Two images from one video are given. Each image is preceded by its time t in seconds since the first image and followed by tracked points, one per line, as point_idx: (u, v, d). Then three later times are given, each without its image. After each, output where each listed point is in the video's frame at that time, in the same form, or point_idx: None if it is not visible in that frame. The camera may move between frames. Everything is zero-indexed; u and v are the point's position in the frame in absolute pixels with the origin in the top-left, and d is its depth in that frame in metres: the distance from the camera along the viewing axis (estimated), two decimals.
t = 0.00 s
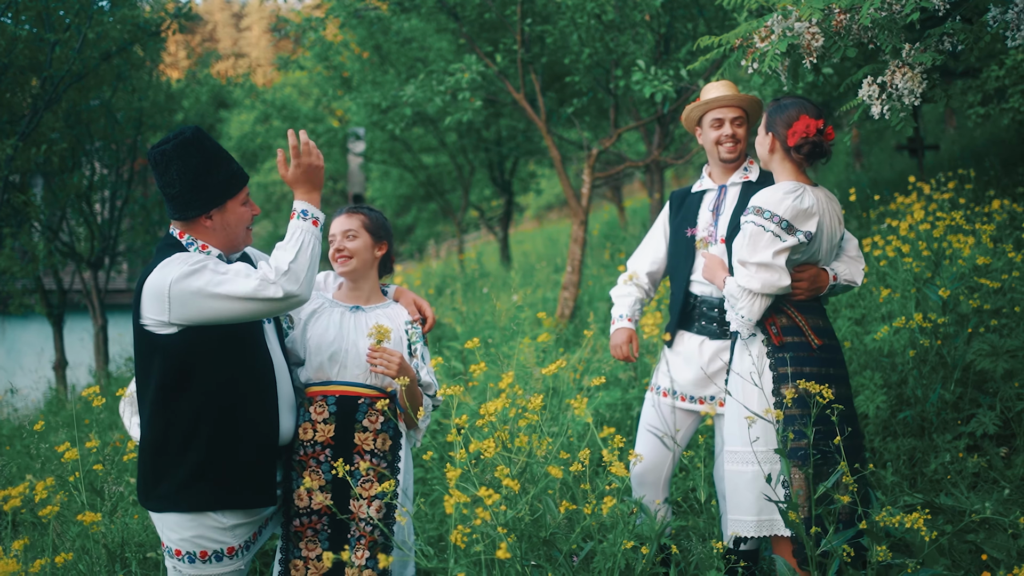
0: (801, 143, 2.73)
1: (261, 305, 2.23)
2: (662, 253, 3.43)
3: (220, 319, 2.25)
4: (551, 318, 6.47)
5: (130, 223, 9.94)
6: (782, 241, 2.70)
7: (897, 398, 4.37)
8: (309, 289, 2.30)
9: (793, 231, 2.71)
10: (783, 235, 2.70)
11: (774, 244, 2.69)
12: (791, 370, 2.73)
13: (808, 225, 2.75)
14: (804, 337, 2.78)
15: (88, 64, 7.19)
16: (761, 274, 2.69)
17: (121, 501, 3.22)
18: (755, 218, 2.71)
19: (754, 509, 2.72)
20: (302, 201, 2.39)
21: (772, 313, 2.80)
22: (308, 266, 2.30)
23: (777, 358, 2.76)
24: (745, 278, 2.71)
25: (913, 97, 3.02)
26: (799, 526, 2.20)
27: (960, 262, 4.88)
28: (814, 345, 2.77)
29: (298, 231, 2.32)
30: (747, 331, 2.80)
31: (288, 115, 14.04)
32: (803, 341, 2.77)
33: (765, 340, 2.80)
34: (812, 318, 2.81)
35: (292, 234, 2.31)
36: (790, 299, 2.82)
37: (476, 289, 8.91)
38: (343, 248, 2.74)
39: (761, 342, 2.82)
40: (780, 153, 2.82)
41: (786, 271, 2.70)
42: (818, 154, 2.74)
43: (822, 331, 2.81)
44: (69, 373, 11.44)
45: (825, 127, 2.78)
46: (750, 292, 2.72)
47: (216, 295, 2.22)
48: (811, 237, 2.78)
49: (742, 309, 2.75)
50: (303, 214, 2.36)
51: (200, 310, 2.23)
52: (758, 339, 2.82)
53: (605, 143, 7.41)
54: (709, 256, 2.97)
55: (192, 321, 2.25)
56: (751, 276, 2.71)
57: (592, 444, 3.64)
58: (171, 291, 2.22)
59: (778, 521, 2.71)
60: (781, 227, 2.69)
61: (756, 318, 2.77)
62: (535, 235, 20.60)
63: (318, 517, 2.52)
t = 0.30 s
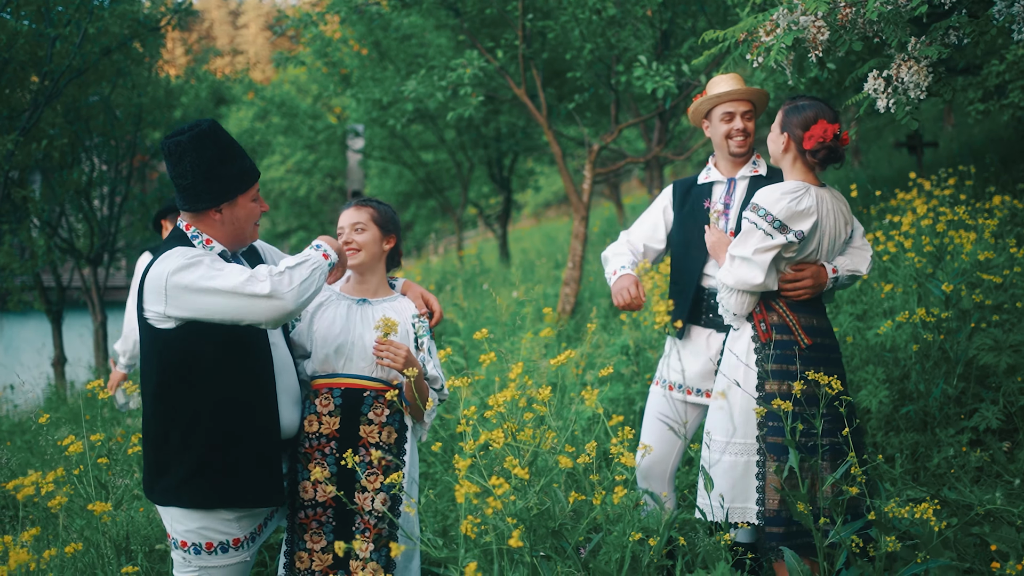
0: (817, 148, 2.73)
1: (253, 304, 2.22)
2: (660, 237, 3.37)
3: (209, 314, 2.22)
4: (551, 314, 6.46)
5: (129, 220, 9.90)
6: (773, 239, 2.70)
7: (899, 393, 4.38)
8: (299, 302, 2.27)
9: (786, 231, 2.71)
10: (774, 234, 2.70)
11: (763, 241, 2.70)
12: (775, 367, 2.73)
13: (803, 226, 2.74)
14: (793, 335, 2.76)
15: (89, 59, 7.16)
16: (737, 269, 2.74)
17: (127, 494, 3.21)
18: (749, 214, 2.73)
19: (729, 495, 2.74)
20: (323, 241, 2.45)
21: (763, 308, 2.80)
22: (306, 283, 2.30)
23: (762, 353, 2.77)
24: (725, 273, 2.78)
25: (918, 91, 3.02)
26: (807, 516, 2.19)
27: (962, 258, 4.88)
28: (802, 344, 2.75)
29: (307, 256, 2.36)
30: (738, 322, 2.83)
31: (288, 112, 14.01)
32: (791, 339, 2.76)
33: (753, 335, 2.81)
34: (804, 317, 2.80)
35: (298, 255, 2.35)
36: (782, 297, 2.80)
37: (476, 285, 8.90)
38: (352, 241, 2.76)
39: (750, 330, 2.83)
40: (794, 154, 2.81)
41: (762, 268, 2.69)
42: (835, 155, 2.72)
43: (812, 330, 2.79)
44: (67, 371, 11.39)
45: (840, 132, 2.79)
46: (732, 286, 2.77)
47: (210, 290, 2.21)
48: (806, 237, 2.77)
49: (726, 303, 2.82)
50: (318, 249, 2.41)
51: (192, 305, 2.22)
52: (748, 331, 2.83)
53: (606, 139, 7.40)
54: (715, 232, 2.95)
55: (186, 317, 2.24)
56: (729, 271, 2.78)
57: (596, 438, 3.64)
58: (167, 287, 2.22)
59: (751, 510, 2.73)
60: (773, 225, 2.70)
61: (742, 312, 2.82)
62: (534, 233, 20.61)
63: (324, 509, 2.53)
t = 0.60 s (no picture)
0: (838, 148, 2.74)
1: (227, 344, 2.17)
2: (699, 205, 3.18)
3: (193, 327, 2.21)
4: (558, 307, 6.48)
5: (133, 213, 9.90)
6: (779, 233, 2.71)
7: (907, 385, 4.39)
8: (271, 362, 2.21)
9: (793, 226, 2.71)
10: (781, 228, 2.72)
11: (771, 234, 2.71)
12: (769, 356, 2.70)
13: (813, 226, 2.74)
14: (789, 327, 2.72)
15: (94, 52, 7.16)
16: (739, 259, 2.78)
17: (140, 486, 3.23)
18: (758, 208, 2.78)
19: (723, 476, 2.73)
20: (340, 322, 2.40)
21: (765, 299, 2.78)
22: (288, 350, 2.23)
23: (759, 342, 2.73)
24: (731, 262, 2.81)
25: (930, 82, 3.03)
26: (824, 505, 2.20)
27: (968, 251, 4.90)
28: (798, 336, 2.71)
29: (312, 329, 2.30)
30: (743, 311, 2.81)
31: (290, 106, 14.01)
32: (787, 330, 2.72)
33: (754, 324, 2.78)
34: (801, 309, 2.76)
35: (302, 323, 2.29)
36: (780, 289, 2.78)
37: (480, 279, 8.92)
38: (365, 232, 2.77)
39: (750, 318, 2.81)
40: (811, 153, 2.81)
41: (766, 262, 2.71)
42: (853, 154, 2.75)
43: (808, 323, 2.74)
44: (71, 365, 11.39)
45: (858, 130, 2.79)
46: (739, 277, 2.78)
47: (200, 305, 2.20)
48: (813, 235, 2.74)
49: (731, 293, 2.83)
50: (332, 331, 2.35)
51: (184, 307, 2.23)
52: (747, 321, 2.81)
53: (612, 133, 7.41)
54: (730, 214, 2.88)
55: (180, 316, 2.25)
56: (735, 261, 2.80)
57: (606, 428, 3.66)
58: (175, 280, 2.25)
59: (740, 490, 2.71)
60: (780, 219, 2.72)
61: (747, 303, 2.81)
62: (535, 228, 20.62)
63: (338, 498, 2.54)
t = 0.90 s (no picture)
0: (857, 137, 2.84)
1: (296, 304, 2.25)
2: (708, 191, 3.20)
3: (247, 301, 2.27)
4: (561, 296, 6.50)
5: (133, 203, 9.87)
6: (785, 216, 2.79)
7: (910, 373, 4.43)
8: (345, 308, 2.29)
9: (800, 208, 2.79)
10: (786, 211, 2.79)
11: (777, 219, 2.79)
12: (779, 338, 2.74)
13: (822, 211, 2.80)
14: (800, 311, 2.76)
15: (97, 41, 7.13)
16: (751, 241, 2.84)
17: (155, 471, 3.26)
18: (767, 192, 2.86)
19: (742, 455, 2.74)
20: (395, 249, 2.38)
21: (777, 281, 2.82)
22: (356, 295, 2.29)
23: (771, 324, 2.78)
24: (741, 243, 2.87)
25: (938, 71, 3.06)
26: (840, 487, 2.21)
27: (971, 240, 4.93)
28: (808, 320, 2.75)
29: (371, 268, 2.32)
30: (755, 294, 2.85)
31: (290, 97, 13.97)
32: (797, 313, 2.76)
33: (765, 307, 2.82)
34: (813, 293, 2.79)
35: (362, 263, 2.32)
36: (791, 271, 2.82)
37: (481, 269, 8.94)
38: (376, 212, 2.82)
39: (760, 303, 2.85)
40: (830, 147, 2.87)
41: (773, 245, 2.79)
42: (868, 143, 2.88)
43: (820, 306, 2.78)
44: (70, 355, 11.38)
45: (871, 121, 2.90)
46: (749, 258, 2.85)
47: (253, 277, 2.24)
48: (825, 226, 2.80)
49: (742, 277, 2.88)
50: (390, 262, 2.35)
51: (229, 287, 2.26)
52: (759, 304, 2.85)
53: (616, 123, 7.41)
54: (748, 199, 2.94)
55: (221, 296, 2.28)
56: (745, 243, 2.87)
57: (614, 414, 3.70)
58: (212, 261, 2.27)
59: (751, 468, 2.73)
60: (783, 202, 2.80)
61: (758, 285, 2.86)
62: (531, 220, 20.66)
63: (353, 481, 2.57)
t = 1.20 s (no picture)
0: (841, 132, 2.96)
1: (357, 268, 2.35)
2: (713, 180, 3.19)
3: (305, 275, 2.33)
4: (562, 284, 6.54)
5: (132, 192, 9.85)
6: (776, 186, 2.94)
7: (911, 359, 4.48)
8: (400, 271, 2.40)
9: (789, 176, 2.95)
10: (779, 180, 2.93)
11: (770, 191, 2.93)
12: (790, 314, 2.81)
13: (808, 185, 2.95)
14: (806, 287, 2.84)
15: (99, 29, 7.09)
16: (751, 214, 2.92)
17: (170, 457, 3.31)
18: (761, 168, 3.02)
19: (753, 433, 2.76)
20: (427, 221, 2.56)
21: (784, 258, 2.89)
22: (407, 259, 2.41)
23: (777, 299, 2.84)
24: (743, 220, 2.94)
25: (944, 60, 3.10)
26: (850, 469, 2.27)
27: (972, 228, 4.98)
28: (815, 296, 2.83)
29: (414, 233, 2.44)
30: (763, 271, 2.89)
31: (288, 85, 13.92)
32: (805, 290, 2.84)
33: (772, 284, 2.87)
34: (818, 271, 2.88)
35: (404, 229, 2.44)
36: (796, 249, 2.89)
37: (481, 258, 8.96)
38: (377, 197, 2.85)
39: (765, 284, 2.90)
40: (821, 129, 3.02)
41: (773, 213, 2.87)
42: (854, 143, 2.99)
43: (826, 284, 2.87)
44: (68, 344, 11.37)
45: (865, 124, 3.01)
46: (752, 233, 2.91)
47: (309, 251, 2.31)
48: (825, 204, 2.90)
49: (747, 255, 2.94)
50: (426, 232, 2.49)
51: (284, 263, 2.31)
52: (765, 283, 2.89)
53: (618, 112, 7.44)
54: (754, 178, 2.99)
55: (271, 273, 2.33)
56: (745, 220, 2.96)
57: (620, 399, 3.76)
58: (260, 240, 2.30)
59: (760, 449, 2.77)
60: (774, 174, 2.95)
61: (768, 258, 2.88)
62: (527, 209, 20.66)
63: (358, 464, 2.62)
